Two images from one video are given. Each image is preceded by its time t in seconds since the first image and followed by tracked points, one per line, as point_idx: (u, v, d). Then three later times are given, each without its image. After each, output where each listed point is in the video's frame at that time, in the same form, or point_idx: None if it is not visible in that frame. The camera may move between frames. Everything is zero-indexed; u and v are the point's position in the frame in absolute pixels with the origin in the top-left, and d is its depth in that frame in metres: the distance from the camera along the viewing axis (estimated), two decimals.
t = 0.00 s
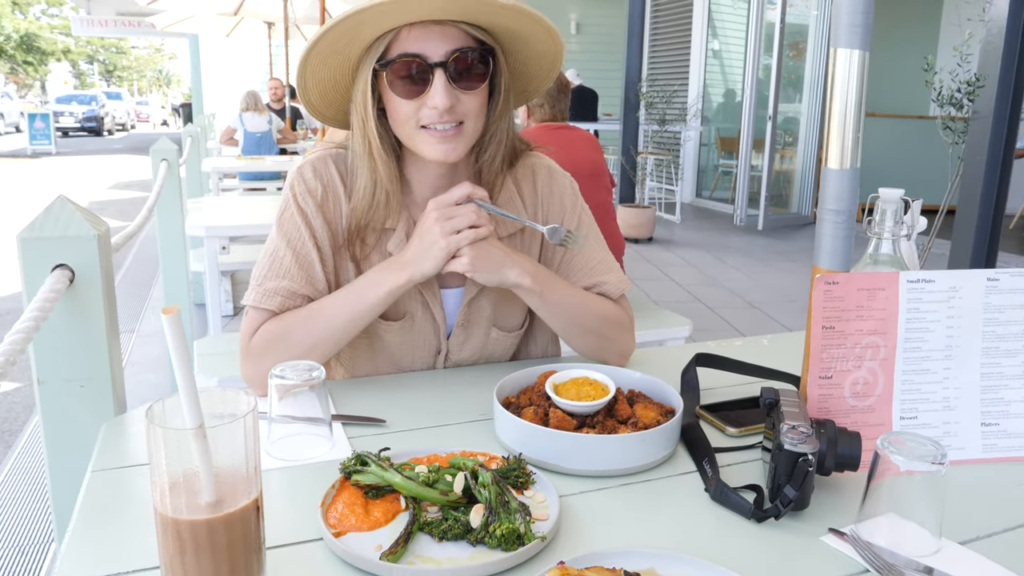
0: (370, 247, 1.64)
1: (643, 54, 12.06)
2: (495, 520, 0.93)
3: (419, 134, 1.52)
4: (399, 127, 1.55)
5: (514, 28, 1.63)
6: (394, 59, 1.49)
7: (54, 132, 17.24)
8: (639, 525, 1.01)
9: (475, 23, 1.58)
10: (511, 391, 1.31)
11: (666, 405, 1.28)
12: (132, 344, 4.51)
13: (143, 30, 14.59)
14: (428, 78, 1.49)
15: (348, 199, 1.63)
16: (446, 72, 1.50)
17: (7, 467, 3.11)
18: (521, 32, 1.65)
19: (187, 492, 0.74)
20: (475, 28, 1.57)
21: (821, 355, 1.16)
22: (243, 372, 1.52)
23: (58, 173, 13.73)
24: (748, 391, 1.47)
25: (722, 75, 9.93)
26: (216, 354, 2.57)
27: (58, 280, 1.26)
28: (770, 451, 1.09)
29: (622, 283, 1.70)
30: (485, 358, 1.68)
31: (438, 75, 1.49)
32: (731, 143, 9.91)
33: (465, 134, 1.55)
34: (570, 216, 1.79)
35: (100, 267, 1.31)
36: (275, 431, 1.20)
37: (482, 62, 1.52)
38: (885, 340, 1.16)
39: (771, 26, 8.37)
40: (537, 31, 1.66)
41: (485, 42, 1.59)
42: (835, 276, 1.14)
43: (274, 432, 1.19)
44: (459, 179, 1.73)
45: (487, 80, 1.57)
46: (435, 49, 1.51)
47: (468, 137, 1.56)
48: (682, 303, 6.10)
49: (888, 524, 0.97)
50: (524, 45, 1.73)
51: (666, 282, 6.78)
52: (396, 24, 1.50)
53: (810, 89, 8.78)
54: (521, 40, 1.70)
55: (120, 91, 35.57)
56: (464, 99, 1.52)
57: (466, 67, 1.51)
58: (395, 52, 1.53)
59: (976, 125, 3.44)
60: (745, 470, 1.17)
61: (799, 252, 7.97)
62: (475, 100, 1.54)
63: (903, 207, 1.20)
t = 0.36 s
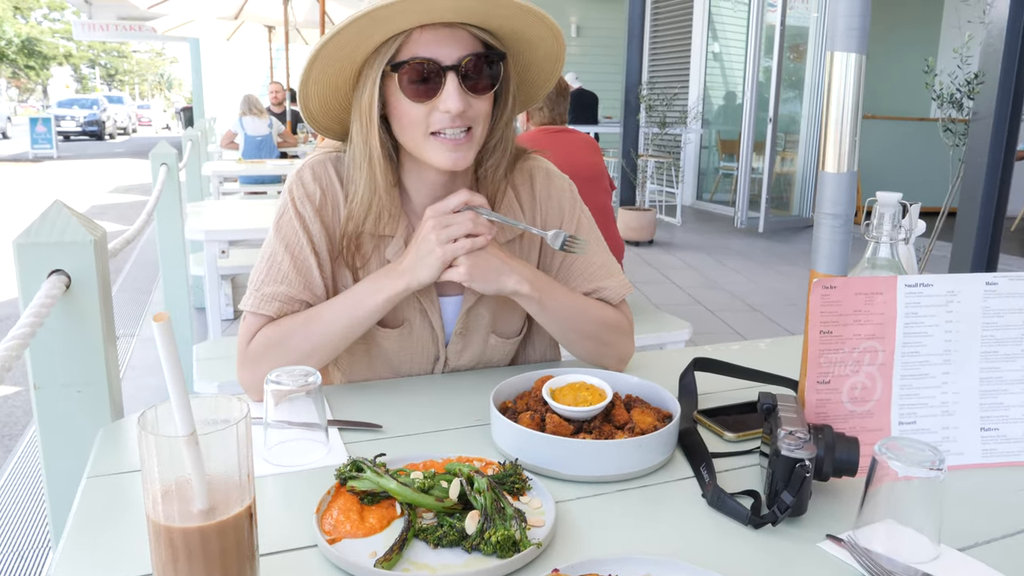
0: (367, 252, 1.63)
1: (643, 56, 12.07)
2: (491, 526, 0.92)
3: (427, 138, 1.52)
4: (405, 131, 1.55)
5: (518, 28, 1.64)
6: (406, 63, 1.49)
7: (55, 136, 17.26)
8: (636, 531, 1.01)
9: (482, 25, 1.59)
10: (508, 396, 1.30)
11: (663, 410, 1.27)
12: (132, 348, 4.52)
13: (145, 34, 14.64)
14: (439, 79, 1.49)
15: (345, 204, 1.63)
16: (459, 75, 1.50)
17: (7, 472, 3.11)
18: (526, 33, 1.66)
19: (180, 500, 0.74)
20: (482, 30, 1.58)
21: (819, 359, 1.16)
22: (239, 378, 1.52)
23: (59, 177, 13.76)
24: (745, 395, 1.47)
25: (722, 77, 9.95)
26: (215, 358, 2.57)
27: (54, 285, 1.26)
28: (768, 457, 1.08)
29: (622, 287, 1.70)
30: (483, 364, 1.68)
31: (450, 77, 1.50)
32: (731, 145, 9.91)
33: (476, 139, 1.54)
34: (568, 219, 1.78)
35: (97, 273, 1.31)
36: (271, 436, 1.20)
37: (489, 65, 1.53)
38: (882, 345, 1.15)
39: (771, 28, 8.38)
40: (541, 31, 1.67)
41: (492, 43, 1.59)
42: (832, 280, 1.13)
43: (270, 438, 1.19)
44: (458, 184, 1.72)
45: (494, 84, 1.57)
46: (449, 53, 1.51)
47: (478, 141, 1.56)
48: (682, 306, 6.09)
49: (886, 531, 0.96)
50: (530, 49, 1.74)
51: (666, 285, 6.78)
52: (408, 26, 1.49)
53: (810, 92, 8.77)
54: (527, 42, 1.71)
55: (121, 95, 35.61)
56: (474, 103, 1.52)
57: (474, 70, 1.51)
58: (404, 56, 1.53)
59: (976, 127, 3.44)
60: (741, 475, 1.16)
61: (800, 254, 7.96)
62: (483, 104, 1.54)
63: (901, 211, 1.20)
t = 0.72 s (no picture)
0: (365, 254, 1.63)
1: (647, 59, 12.07)
2: (488, 530, 0.92)
3: (415, 142, 1.52)
4: (396, 136, 1.55)
5: (514, 36, 1.63)
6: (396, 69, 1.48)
7: (60, 136, 17.31)
8: (634, 535, 1.00)
9: (479, 32, 1.58)
10: (508, 399, 1.30)
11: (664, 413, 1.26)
12: (135, 348, 4.52)
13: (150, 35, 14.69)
14: (430, 87, 1.49)
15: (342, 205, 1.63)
16: (449, 83, 1.50)
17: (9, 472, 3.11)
18: (522, 41, 1.65)
19: (176, 502, 0.73)
20: (478, 38, 1.57)
21: (819, 363, 1.15)
22: (238, 379, 1.51)
23: (64, 177, 13.80)
24: (746, 399, 1.46)
25: (726, 79, 9.95)
26: (216, 359, 2.57)
27: (52, 286, 1.26)
28: (768, 461, 1.08)
29: (623, 290, 1.69)
30: (482, 367, 1.68)
31: (441, 84, 1.49)
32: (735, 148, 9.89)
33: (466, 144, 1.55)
34: (568, 223, 1.78)
35: (97, 273, 1.31)
36: (270, 438, 1.19)
37: (482, 72, 1.52)
38: (884, 349, 1.15)
39: (775, 30, 8.38)
40: (537, 40, 1.66)
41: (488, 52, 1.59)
42: (834, 283, 1.12)
43: (269, 440, 1.18)
44: (455, 186, 1.72)
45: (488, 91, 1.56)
46: (440, 60, 1.51)
47: (468, 147, 1.56)
48: (685, 308, 6.08)
49: (886, 537, 0.96)
50: (528, 56, 1.73)
51: (669, 287, 6.77)
52: (400, 32, 1.49)
53: (814, 95, 8.75)
54: (526, 49, 1.70)
55: (125, 96, 35.70)
56: (465, 110, 1.52)
57: (466, 77, 1.51)
58: (396, 62, 1.52)
59: (981, 131, 3.42)
60: (741, 480, 1.15)
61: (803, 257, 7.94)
62: (475, 111, 1.54)
63: (903, 214, 1.19)
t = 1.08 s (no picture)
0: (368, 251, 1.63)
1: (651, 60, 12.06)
2: (488, 532, 0.91)
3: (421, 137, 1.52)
4: (402, 131, 1.55)
5: (519, 31, 1.63)
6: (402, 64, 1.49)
7: (64, 136, 17.33)
8: (637, 538, 0.99)
9: (484, 28, 1.58)
10: (509, 400, 1.29)
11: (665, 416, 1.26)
12: (137, 347, 4.52)
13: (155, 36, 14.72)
14: (434, 81, 1.49)
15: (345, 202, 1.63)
16: (454, 77, 1.50)
17: (11, 470, 3.10)
18: (525, 39, 1.66)
19: (174, 501, 0.73)
20: (483, 34, 1.57)
21: (823, 366, 1.14)
22: (238, 379, 1.50)
23: (68, 176, 13.83)
24: (749, 402, 1.45)
25: (730, 81, 9.94)
26: (216, 358, 2.56)
27: (54, 284, 1.25)
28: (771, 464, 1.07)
29: (625, 292, 1.68)
30: (484, 366, 1.67)
31: (446, 80, 1.50)
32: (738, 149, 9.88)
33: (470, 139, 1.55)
34: (572, 222, 1.77)
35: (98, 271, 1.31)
36: (269, 438, 1.19)
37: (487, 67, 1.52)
38: (889, 351, 1.14)
39: (779, 32, 8.38)
40: (542, 35, 1.66)
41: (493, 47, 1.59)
42: (838, 285, 1.11)
43: (268, 440, 1.18)
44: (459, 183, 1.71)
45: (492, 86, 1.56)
46: (445, 55, 1.51)
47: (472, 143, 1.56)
48: (688, 310, 6.07)
49: (891, 542, 0.95)
50: (533, 51, 1.73)
51: (672, 289, 6.76)
52: (405, 26, 1.49)
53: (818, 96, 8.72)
54: (530, 45, 1.70)
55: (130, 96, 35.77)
56: (470, 105, 1.52)
57: (471, 72, 1.51)
58: (401, 57, 1.53)
59: (986, 132, 3.41)
60: (743, 483, 1.14)
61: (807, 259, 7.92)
62: (479, 107, 1.54)
63: (908, 215, 1.18)
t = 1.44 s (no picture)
0: (377, 249, 1.62)
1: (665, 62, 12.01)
2: (486, 536, 0.89)
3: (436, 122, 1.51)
4: (418, 116, 1.54)
5: (536, 20, 1.64)
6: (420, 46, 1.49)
7: (81, 137, 17.45)
8: (638, 544, 0.97)
9: (503, 15, 1.59)
10: (512, 403, 1.27)
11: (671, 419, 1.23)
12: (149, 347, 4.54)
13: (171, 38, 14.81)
14: (451, 64, 1.49)
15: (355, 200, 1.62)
16: (471, 61, 1.50)
17: (23, 468, 3.12)
18: (543, 27, 1.66)
19: (165, 503, 0.72)
20: (500, 20, 1.58)
21: (832, 369, 1.11)
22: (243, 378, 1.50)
23: (86, 177, 13.95)
24: (757, 406, 1.42)
25: (745, 82, 9.87)
26: (225, 358, 2.56)
27: (57, 282, 1.25)
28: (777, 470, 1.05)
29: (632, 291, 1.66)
30: (492, 366, 1.66)
31: (463, 61, 1.49)
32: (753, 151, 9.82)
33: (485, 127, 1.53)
34: (581, 221, 1.74)
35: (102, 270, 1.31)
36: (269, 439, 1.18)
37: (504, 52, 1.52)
38: (900, 355, 1.11)
39: (794, 33, 8.32)
40: (558, 25, 1.67)
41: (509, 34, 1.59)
42: (848, 287, 1.09)
43: (269, 440, 1.17)
44: (471, 180, 1.70)
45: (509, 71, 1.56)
46: (463, 38, 1.51)
47: (488, 131, 1.55)
48: (700, 313, 6.03)
49: (901, 551, 0.92)
50: (547, 44, 1.74)
51: (685, 291, 6.72)
52: (425, 8, 1.50)
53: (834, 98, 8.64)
54: (544, 36, 1.71)
55: (147, 98, 36.02)
56: (486, 90, 1.51)
57: (488, 57, 1.51)
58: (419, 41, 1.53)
59: (1003, 134, 3.35)
60: (750, 489, 1.12)
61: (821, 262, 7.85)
62: (495, 92, 1.53)
63: (920, 216, 1.16)
